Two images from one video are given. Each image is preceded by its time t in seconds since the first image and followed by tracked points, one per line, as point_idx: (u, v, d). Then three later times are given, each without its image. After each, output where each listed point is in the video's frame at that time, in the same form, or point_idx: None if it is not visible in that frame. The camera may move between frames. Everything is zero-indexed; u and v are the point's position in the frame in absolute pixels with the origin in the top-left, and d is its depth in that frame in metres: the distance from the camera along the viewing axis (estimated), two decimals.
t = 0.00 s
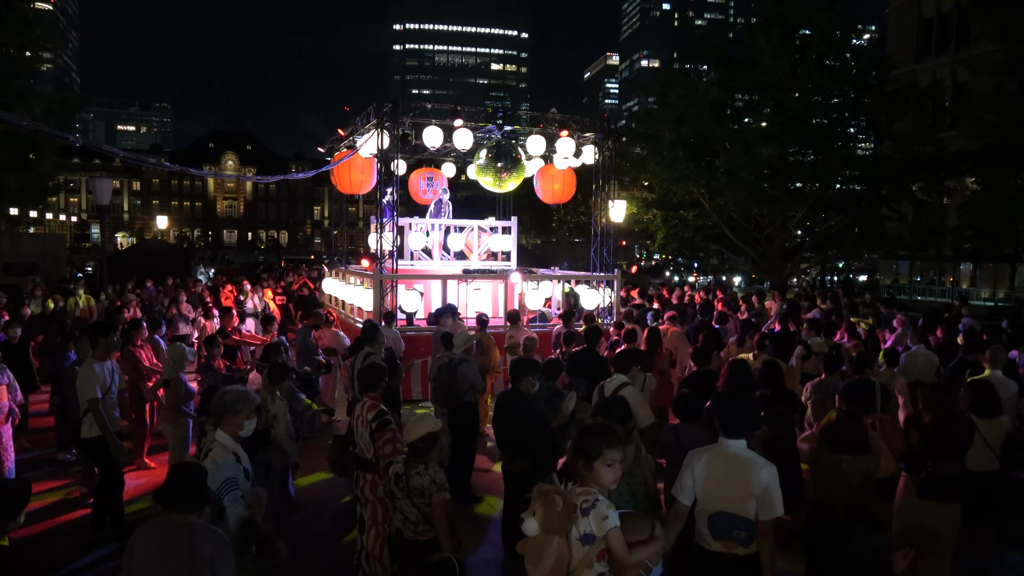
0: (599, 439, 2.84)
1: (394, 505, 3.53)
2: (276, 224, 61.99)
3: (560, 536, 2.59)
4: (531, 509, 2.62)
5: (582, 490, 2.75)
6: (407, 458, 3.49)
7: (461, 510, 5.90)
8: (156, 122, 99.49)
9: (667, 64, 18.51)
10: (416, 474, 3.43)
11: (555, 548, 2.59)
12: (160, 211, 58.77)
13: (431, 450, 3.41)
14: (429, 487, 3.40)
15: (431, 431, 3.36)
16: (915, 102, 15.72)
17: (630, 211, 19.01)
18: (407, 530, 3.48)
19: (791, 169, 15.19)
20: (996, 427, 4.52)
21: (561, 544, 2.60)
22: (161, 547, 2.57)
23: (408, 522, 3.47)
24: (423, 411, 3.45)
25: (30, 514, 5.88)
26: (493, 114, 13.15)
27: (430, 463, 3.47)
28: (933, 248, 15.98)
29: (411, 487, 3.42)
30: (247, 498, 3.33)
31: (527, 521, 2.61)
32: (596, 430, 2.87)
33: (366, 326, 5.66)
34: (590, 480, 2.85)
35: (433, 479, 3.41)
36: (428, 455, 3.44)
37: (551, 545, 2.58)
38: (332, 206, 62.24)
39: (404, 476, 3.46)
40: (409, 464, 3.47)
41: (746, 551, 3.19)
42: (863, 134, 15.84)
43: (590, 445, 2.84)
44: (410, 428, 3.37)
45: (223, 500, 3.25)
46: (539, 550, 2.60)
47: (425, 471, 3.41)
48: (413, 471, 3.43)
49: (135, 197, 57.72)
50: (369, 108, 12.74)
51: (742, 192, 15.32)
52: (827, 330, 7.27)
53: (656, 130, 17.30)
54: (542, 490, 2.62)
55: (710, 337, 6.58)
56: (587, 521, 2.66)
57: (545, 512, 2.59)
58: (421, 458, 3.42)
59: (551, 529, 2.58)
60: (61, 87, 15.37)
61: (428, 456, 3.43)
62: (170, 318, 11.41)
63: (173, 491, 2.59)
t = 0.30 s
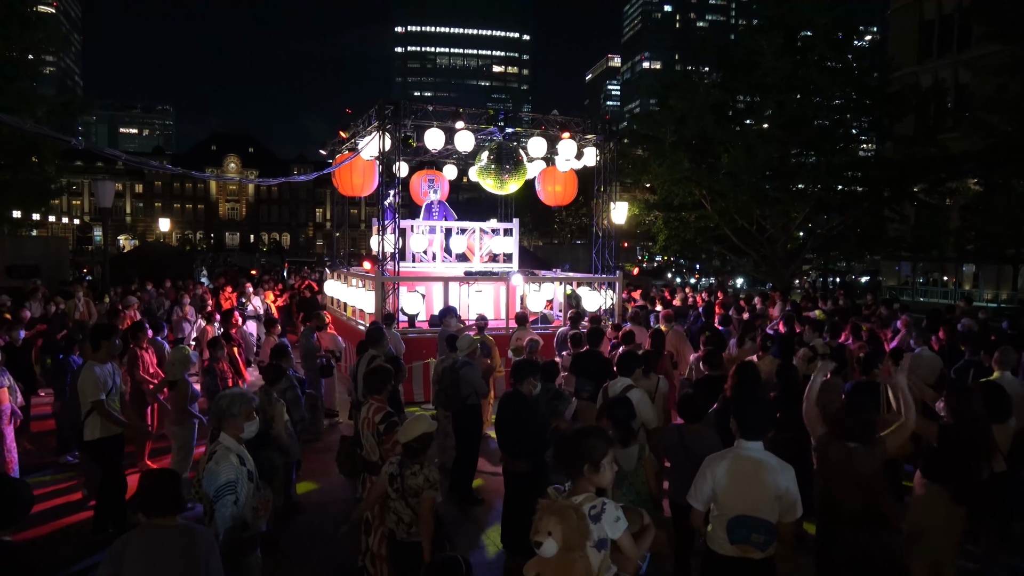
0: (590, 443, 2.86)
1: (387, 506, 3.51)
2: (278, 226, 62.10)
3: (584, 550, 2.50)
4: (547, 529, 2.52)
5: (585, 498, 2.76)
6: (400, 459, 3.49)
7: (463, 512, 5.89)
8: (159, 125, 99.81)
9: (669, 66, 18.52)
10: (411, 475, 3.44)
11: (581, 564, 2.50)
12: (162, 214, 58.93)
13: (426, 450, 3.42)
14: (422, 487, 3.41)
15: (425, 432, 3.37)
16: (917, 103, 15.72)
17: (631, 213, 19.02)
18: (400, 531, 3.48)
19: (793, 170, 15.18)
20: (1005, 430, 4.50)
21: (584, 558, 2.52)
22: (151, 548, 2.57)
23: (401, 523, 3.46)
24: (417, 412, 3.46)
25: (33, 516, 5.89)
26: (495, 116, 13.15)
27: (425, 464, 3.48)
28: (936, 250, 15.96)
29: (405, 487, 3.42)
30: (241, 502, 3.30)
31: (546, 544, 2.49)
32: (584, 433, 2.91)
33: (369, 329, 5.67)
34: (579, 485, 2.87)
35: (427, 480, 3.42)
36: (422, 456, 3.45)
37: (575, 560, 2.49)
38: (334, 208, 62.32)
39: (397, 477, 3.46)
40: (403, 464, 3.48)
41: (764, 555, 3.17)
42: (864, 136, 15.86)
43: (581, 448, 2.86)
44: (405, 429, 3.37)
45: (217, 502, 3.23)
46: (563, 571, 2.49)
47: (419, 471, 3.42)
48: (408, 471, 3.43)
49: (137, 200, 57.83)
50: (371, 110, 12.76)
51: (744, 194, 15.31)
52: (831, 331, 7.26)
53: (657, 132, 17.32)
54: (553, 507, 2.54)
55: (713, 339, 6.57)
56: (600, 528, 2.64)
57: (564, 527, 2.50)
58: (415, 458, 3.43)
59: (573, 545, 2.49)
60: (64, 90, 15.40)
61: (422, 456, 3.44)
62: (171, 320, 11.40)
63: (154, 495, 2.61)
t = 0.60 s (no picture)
0: (598, 445, 2.84)
1: (387, 513, 3.48)
2: (284, 229, 62.32)
3: (603, 552, 2.51)
4: (569, 534, 2.49)
5: (595, 501, 2.74)
6: (398, 465, 3.51)
7: (469, 515, 5.90)
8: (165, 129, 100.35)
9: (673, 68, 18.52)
10: (410, 481, 3.44)
11: (600, 566, 2.51)
12: (169, 217, 59.22)
13: (424, 454, 3.46)
14: (425, 492, 3.41)
15: (423, 434, 3.41)
16: (923, 104, 15.69)
17: (637, 214, 19.03)
18: (401, 537, 3.42)
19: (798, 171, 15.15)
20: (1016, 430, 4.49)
21: (600, 558, 2.54)
22: (169, 550, 2.59)
23: (402, 529, 3.41)
24: (414, 416, 3.51)
25: (41, 519, 5.93)
26: (499, 119, 13.18)
27: (425, 469, 3.50)
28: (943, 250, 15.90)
29: (406, 494, 3.41)
30: (247, 505, 3.33)
31: (569, 549, 2.46)
32: (587, 435, 2.90)
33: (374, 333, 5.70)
34: (586, 489, 2.78)
35: (426, 484, 3.43)
36: (421, 461, 3.47)
37: (595, 563, 2.50)
38: (339, 211, 62.49)
39: (396, 483, 3.47)
40: (402, 470, 3.49)
41: (772, 555, 3.21)
42: (870, 136, 15.94)
43: (590, 449, 2.82)
44: (401, 432, 3.41)
45: (222, 505, 3.26)
46: (583, 573, 2.49)
47: (420, 477, 3.43)
48: (408, 477, 3.45)
49: (144, 203, 58.13)
50: (376, 113, 12.80)
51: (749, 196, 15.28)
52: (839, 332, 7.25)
53: (662, 134, 17.32)
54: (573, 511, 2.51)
55: (719, 340, 6.58)
56: (614, 529, 2.66)
57: (586, 530, 2.49)
58: (414, 463, 3.45)
59: (593, 547, 2.49)
60: (72, 94, 15.51)
61: (419, 461, 3.46)
62: (178, 323, 11.45)
63: (166, 491, 2.67)
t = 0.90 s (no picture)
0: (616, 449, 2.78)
1: (405, 516, 3.54)
2: (302, 232, 62.90)
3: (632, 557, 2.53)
4: (600, 541, 2.48)
5: (617, 504, 2.76)
6: (414, 469, 3.56)
7: (487, 515, 5.95)
8: (186, 134, 101.76)
9: (689, 69, 18.48)
10: (428, 484, 3.48)
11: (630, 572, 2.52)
12: (189, 221, 60.01)
13: (438, 456, 3.51)
14: (441, 495, 3.46)
15: (439, 437, 3.50)
16: (943, 103, 15.53)
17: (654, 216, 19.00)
18: (418, 540, 3.49)
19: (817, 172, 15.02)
20: None
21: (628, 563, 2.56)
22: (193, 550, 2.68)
23: (420, 532, 3.49)
24: (431, 420, 3.61)
25: (64, 519, 6.05)
26: (515, 121, 13.25)
27: (440, 472, 3.52)
28: (965, 251, 15.69)
29: (424, 497, 3.45)
30: (264, 504, 3.40)
31: (601, 556, 2.46)
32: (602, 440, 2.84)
33: (393, 337, 5.78)
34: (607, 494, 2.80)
35: (443, 486, 3.46)
36: (436, 464, 3.51)
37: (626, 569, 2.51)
38: (356, 214, 62.95)
39: (412, 487, 3.51)
40: (417, 474, 3.53)
41: (782, 555, 3.22)
42: (890, 137, 15.86)
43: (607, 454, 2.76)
44: (416, 436, 3.51)
45: (240, 505, 3.34)
46: None
47: (437, 480, 3.46)
48: (425, 481, 3.48)
49: (165, 207, 58.95)
50: (393, 117, 12.92)
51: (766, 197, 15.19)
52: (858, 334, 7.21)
53: (679, 135, 17.27)
54: (600, 518, 2.53)
55: (736, 343, 6.57)
56: (638, 531, 2.70)
57: (615, 535, 2.50)
58: (429, 466, 3.50)
59: (624, 552, 2.51)
60: (95, 101, 15.79)
61: (435, 463, 3.51)
62: (199, 326, 11.62)
63: (186, 491, 2.74)
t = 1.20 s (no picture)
0: (648, 456, 2.83)
1: (423, 521, 3.57)
2: (316, 237, 63.33)
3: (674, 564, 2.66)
4: (646, 548, 2.61)
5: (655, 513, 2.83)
6: (432, 475, 3.60)
7: (500, 520, 5.97)
8: (200, 140, 102.83)
9: (702, 71, 18.44)
10: (446, 489, 3.52)
11: None
12: (204, 226, 60.58)
13: (456, 461, 3.54)
14: (460, 500, 3.50)
15: (455, 441, 3.51)
16: (959, 103, 15.40)
17: (666, 219, 18.97)
18: (437, 546, 3.52)
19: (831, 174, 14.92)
20: None
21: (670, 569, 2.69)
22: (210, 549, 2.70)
23: (438, 538, 3.52)
24: (446, 424, 3.60)
25: (83, 522, 6.14)
26: (528, 125, 13.28)
27: (459, 477, 3.58)
28: (982, 252, 15.53)
29: (444, 502, 3.50)
30: (275, 507, 3.44)
31: (647, 563, 2.59)
32: (634, 448, 2.88)
33: (401, 340, 5.77)
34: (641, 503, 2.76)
35: (462, 491, 3.52)
36: (454, 469, 3.55)
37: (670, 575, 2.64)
38: (369, 218, 63.29)
39: (431, 493, 3.55)
40: (435, 479, 3.56)
41: (788, 557, 3.23)
42: (905, 137, 15.59)
43: (638, 462, 2.80)
44: (432, 441, 3.52)
45: (251, 506, 3.38)
46: None
47: (457, 485, 3.51)
48: (443, 486, 3.52)
49: (180, 213, 59.56)
50: (405, 122, 13.00)
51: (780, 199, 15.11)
52: (873, 336, 7.19)
53: (691, 138, 17.24)
54: (643, 527, 2.67)
55: (750, 346, 6.57)
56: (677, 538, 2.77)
57: (659, 543, 2.64)
58: (446, 471, 3.54)
59: (667, 560, 2.63)
60: (110, 108, 15.98)
61: (453, 468, 3.55)
62: (213, 331, 11.72)
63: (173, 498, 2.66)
